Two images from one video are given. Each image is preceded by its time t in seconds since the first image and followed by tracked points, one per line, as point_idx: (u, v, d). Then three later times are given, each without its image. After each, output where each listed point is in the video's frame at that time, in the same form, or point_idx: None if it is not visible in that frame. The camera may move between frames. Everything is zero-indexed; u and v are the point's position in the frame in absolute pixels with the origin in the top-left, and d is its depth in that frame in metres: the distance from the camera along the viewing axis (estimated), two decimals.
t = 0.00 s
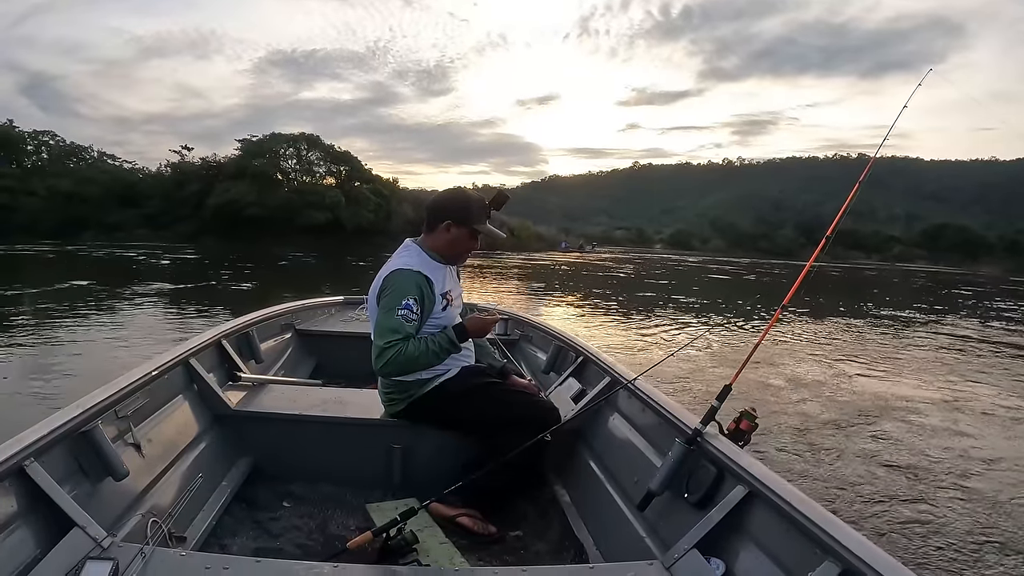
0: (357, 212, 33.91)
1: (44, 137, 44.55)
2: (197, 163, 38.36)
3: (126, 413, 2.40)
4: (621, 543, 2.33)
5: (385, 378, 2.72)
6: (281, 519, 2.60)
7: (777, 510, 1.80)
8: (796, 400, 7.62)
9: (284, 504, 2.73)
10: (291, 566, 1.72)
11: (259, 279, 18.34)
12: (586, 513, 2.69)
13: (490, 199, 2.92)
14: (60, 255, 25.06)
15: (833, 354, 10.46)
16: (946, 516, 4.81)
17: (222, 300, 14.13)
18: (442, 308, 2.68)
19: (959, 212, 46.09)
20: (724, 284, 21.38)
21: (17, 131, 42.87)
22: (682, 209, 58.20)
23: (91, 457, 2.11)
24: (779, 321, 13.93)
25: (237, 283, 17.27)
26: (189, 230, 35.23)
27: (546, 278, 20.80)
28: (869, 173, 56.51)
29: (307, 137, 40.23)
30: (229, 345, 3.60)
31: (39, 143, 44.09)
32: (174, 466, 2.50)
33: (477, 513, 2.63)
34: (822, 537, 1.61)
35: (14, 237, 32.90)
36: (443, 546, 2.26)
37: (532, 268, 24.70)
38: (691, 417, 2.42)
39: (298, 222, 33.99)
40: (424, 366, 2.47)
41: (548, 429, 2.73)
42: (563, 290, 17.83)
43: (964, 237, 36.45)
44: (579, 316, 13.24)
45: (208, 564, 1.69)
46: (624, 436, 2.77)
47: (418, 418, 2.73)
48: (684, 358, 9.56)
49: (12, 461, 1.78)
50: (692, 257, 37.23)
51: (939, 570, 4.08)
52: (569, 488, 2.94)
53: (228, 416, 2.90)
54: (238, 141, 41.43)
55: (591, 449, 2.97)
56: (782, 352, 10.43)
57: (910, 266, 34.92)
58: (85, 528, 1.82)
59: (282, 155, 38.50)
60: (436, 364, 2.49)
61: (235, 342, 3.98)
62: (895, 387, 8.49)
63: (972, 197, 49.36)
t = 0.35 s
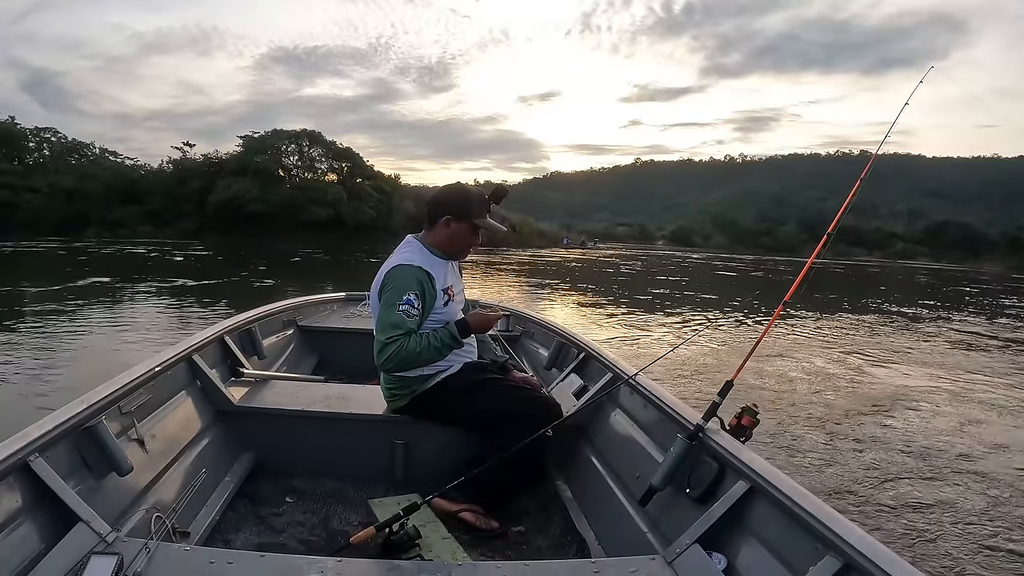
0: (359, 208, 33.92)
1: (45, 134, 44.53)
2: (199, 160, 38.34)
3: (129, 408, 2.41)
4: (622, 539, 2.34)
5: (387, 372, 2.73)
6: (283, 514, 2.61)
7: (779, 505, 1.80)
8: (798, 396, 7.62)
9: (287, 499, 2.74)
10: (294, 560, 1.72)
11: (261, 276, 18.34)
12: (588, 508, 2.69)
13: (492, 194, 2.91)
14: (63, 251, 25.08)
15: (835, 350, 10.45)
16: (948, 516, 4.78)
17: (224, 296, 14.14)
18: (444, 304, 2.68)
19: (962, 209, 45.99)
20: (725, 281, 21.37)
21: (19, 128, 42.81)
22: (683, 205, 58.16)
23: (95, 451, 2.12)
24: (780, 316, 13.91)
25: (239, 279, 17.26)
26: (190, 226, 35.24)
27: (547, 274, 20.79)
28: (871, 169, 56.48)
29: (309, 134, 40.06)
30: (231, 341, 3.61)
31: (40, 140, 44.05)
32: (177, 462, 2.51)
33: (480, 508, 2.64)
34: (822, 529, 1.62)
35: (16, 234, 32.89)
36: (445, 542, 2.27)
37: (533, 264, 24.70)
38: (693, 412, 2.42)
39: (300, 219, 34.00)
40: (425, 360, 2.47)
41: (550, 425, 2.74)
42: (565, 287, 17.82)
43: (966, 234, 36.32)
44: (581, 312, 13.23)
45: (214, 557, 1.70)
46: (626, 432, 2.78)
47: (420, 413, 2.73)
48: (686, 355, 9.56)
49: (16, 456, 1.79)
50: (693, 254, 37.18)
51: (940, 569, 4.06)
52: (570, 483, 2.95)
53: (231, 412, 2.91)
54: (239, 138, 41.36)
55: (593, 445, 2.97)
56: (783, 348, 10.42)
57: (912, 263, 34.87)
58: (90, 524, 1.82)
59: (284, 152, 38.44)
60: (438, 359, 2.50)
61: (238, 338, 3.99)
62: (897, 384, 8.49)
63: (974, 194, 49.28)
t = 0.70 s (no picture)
0: (361, 205, 33.93)
1: (47, 131, 44.49)
2: (200, 157, 38.32)
3: (131, 406, 2.42)
4: (625, 536, 2.34)
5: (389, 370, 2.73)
6: (286, 511, 2.62)
7: (782, 502, 1.80)
8: (801, 391, 7.62)
9: (289, 496, 2.75)
10: (297, 558, 1.73)
11: (262, 272, 18.37)
12: (590, 505, 2.70)
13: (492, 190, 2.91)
14: (66, 249, 25.08)
15: (836, 346, 10.44)
16: (951, 511, 4.76)
17: (225, 293, 14.15)
18: (447, 299, 2.68)
19: (963, 207, 45.90)
20: (726, 278, 21.36)
21: (20, 125, 42.78)
22: (685, 202, 58.12)
23: (97, 449, 2.12)
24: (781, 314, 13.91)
25: (241, 277, 17.28)
26: (192, 224, 35.25)
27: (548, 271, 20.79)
28: (873, 166, 56.40)
29: (310, 131, 40.10)
30: (232, 338, 3.61)
31: (42, 137, 44.03)
32: (179, 459, 2.52)
33: (481, 504, 2.64)
34: (825, 527, 1.62)
35: (17, 232, 32.89)
36: (448, 538, 2.28)
37: (535, 261, 24.69)
38: (695, 410, 2.42)
39: (302, 216, 34.00)
40: (430, 357, 2.48)
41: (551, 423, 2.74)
42: (566, 284, 17.80)
43: (968, 232, 36.24)
44: (583, 309, 13.22)
45: (217, 555, 1.71)
46: (628, 428, 2.78)
47: (421, 410, 2.74)
48: (688, 352, 9.57)
49: (18, 454, 1.79)
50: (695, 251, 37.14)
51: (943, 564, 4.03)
52: (572, 480, 2.95)
53: (232, 409, 2.91)
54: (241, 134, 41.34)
55: (595, 442, 2.98)
56: (785, 344, 10.42)
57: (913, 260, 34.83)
58: (92, 521, 1.83)
59: (285, 149, 38.42)
60: (442, 354, 2.50)
61: (239, 335, 4.00)
62: (899, 380, 8.48)
63: (976, 191, 49.17)
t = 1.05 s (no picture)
0: (362, 203, 33.97)
1: (48, 129, 44.46)
2: (201, 155, 38.34)
3: (130, 402, 2.42)
4: (625, 533, 2.34)
5: (387, 366, 2.74)
6: (285, 508, 2.62)
7: (782, 498, 1.81)
8: (801, 390, 7.62)
9: (288, 493, 2.75)
10: (295, 554, 1.73)
11: (263, 270, 18.37)
12: (590, 502, 2.70)
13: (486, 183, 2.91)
14: (67, 246, 25.07)
15: (836, 345, 10.44)
16: (950, 512, 4.73)
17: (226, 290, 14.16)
18: (445, 293, 2.69)
19: (964, 205, 45.82)
20: (727, 276, 21.37)
21: (21, 123, 42.76)
22: (685, 200, 58.13)
23: (96, 446, 2.13)
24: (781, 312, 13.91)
25: (243, 274, 17.30)
26: (193, 221, 35.26)
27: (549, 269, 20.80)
28: (873, 165, 56.34)
29: (311, 128, 40.22)
30: (232, 335, 3.62)
31: (43, 134, 44.02)
32: (178, 456, 2.52)
33: (480, 501, 2.65)
34: (825, 523, 1.62)
35: (18, 229, 32.88)
36: (446, 534, 2.29)
37: (536, 259, 24.69)
38: (694, 406, 2.42)
39: (303, 213, 34.03)
40: (430, 350, 2.48)
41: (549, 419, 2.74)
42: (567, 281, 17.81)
43: (969, 231, 36.15)
44: (583, 306, 13.24)
45: (215, 551, 1.72)
46: (627, 424, 2.79)
47: (419, 407, 2.74)
48: (688, 350, 9.57)
49: (16, 449, 1.80)
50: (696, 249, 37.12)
51: (943, 566, 4.00)
52: (572, 476, 2.96)
53: (230, 406, 2.91)
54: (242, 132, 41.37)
55: (594, 438, 2.98)
56: (785, 342, 10.42)
57: (914, 259, 34.80)
58: (90, 517, 1.84)
59: (286, 146, 38.44)
60: (441, 347, 2.51)
61: (238, 331, 4.00)
62: (899, 379, 8.48)
63: (977, 190, 49.08)
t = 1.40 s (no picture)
0: (362, 201, 33.99)
1: (48, 126, 44.43)
2: (202, 152, 38.33)
3: (128, 399, 2.42)
4: (622, 530, 2.34)
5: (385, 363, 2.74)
6: (283, 505, 2.63)
7: (779, 496, 1.81)
8: (800, 388, 7.62)
9: (286, 490, 2.75)
10: (292, 551, 1.74)
11: (264, 267, 18.37)
12: (588, 499, 2.70)
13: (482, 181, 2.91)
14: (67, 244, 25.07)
15: (836, 342, 10.45)
16: (949, 509, 4.72)
17: (227, 288, 14.17)
18: (441, 292, 2.69)
19: (965, 204, 45.76)
20: (727, 274, 21.39)
21: (21, 120, 42.75)
22: (686, 199, 58.13)
23: (94, 443, 2.14)
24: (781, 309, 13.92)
25: (244, 271, 17.29)
26: (193, 219, 35.25)
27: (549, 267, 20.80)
28: (873, 163, 56.30)
29: (312, 126, 40.23)
30: (230, 333, 3.62)
31: (43, 132, 43.97)
32: (176, 453, 2.52)
33: (478, 497, 2.65)
34: (821, 520, 1.62)
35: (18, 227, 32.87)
36: (444, 531, 2.29)
37: (535, 257, 24.71)
38: (692, 403, 2.42)
39: (303, 211, 34.03)
40: (427, 348, 2.48)
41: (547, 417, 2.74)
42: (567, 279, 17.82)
43: (969, 230, 36.10)
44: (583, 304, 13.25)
45: (214, 548, 1.72)
46: (625, 421, 2.79)
47: (417, 403, 2.74)
48: (687, 348, 9.59)
49: (15, 446, 1.80)
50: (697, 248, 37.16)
51: (940, 561, 3.99)
52: (570, 474, 2.96)
53: (228, 403, 2.92)
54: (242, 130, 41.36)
55: (593, 436, 2.98)
56: (785, 340, 10.42)
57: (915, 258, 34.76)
58: (88, 514, 1.84)
59: (287, 144, 38.44)
60: (438, 346, 2.51)
61: (236, 329, 4.01)
62: (899, 377, 8.47)
63: (977, 189, 49.02)
